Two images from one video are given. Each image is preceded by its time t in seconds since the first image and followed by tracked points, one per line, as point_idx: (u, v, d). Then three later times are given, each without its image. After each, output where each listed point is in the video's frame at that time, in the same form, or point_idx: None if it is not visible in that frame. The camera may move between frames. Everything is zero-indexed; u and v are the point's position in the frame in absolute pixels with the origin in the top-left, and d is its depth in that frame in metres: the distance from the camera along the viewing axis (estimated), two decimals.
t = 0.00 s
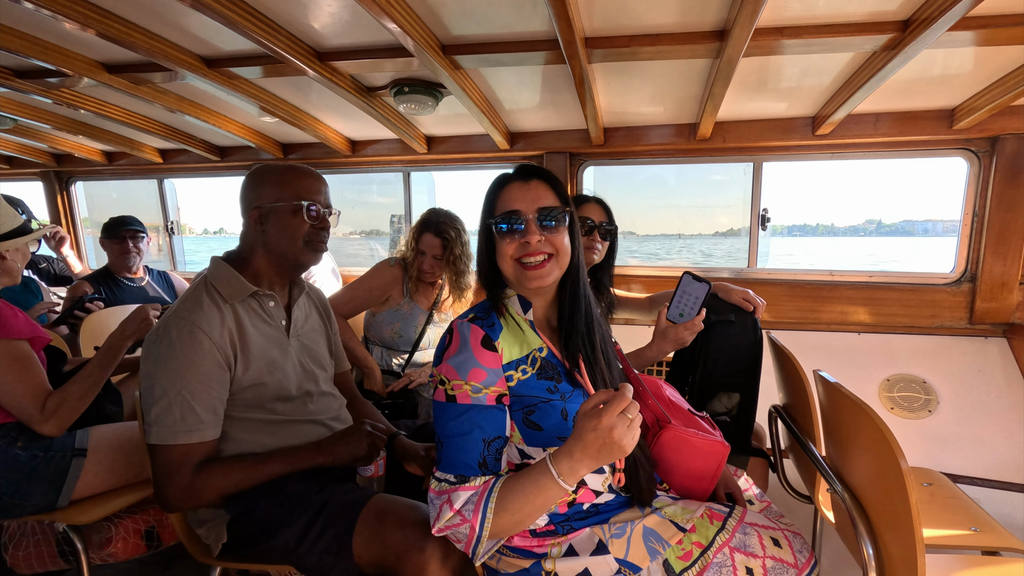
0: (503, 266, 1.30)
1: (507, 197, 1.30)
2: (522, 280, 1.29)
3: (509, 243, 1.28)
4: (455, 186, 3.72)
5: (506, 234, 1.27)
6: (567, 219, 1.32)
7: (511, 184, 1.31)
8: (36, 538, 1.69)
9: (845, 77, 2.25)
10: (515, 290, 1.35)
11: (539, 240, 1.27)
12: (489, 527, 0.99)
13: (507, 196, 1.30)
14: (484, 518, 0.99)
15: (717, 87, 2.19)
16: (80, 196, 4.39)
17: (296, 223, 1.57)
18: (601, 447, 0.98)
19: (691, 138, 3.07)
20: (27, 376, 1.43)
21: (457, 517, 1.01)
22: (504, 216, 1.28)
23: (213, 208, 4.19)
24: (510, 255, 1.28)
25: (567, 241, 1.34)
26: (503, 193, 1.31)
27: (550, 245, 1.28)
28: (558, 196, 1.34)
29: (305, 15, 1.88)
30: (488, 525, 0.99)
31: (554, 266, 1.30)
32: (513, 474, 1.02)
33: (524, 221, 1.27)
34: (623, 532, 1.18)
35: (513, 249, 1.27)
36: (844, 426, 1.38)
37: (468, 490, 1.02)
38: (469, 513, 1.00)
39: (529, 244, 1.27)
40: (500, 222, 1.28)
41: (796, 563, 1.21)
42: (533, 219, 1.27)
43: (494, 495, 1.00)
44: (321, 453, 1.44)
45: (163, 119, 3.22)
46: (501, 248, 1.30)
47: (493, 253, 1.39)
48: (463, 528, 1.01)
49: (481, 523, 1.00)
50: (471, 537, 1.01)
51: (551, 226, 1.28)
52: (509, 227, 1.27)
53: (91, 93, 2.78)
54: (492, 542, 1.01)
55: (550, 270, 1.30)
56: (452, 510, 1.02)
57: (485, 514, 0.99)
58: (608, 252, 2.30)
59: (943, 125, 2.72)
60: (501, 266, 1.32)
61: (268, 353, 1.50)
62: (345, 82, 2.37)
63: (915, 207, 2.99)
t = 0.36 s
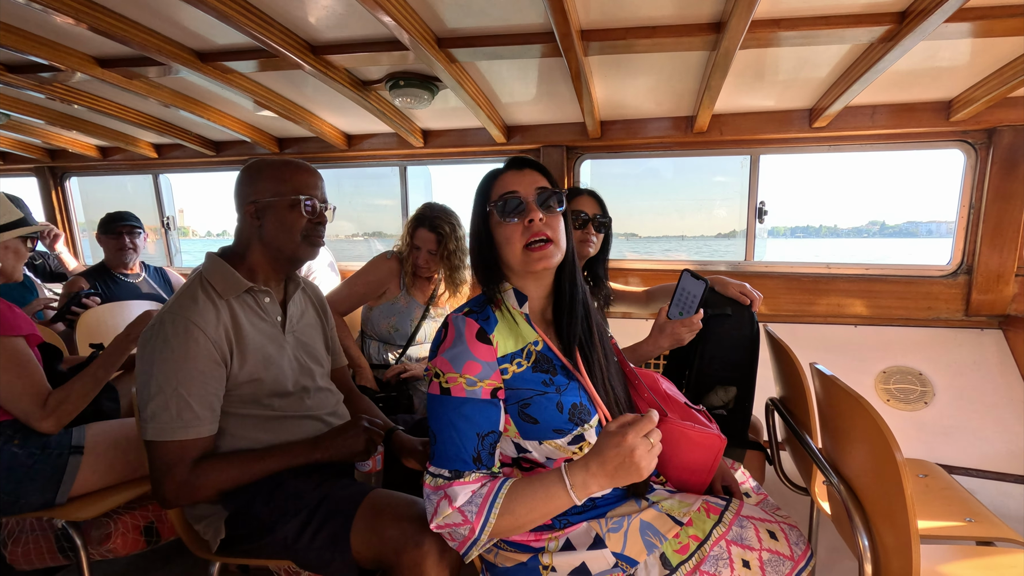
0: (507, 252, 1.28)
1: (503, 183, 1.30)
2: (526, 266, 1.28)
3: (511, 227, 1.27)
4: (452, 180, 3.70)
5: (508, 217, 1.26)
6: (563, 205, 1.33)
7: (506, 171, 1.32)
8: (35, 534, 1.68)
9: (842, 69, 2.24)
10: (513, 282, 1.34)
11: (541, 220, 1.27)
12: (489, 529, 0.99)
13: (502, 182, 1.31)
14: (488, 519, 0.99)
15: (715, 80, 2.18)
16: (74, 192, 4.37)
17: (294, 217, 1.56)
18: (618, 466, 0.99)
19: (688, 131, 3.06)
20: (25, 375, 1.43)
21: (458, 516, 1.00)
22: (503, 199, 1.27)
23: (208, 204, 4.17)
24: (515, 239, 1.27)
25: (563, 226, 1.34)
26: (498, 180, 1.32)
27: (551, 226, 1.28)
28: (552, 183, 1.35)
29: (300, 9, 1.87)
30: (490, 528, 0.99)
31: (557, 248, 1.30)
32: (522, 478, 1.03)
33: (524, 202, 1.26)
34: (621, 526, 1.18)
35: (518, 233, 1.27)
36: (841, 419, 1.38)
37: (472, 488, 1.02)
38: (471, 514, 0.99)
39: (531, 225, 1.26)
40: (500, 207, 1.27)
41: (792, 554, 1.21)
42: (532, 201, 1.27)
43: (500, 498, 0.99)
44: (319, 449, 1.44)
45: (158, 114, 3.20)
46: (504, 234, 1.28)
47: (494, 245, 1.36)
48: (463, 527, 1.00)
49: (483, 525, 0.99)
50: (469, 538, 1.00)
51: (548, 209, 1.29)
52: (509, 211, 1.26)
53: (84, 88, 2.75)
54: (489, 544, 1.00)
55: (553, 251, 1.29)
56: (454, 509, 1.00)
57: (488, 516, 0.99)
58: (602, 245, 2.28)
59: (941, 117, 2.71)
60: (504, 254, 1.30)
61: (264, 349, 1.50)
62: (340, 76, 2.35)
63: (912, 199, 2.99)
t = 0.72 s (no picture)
0: (507, 240, 1.29)
1: (498, 175, 1.33)
2: (528, 250, 1.27)
3: (511, 213, 1.28)
4: (450, 176, 3.70)
5: (508, 203, 1.28)
6: (557, 196, 1.37)
7: (500, 165, 1.35)
8: (33, 532, 1.68)
9: (840, 63, 2.24)
10: (510, 276, 1.33)
11: (539, 204, 1.28)
12: (509, 537, 1.05)
13: (496, 173, 1.33)
14: (512, 526, 1.04)
15: (712, 75, 2.18)
16: (69, 189, 4.34)
17: (293, 213, 1.55)
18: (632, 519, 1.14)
19: (685, 126, 3.06)
20: (19, 374, 1.43)
21: (484, 518, 1.03)
22: (499, 187, 1.30)
23: (204, 200, 4.15)
24: (516, 225, 1.27)
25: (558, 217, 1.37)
26: (494, 171, 1.34)
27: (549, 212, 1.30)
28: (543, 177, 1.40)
29: (297, 4, 1.86)
30: (511, 535, 1.05)
31: (556, 233, 1.30)
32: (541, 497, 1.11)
33: (521, 189, 1.28)
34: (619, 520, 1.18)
35: (517, 219, 1.27)
36: (838, 413, 1.39)
37: (500, 494, 1.06)
38: (499, 520, 1.04)
39: (531, 208, 1.27)
40: (499, 195, 1.29)
41: (790, 547, 1.21)
42: (527, 188, 1.30)
43: (529, 509, 1.07)
44: (317, 445, 1.44)
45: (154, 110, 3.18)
46: (503, 221, 1.29)
47: (491, 238, 1.36)
48: (483, 529, 1.03)
49: (505, 532, 1.04)
50: (485, 541, 1.03)
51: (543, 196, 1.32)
52: (509, 198, 1.28)
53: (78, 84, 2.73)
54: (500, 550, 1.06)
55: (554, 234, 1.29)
56: (481, 509, 1.03)
57: (514, 523, 1.05)
58: (596, 238, 2.29)
59: (937, 111, 2.72)
60: (504, 243, 1.30)
61: (262, 346, 1.49)
62: (337, 71, 2.34)
63: (908, 193, 3.00)
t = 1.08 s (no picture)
0: (512, 245, 1.27)
1: (511, 177, 1.30)
2: (531, 259, 1.27)
3: (520, 220, 1.26)
4: (447, 177, 3.70)
5: (519, 211, 1.26)
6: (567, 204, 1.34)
7: (514, 167, 1.32)
8: (29, 534, 1.68)
9: (834, 65, 2.25)
10: (509, 279, 1.33)
11: (549, 215, 1.27)
12: (508, 542, 1.05)
13: (511, 176, 1.30)
14: (511, 531, 1.05)
15: (708, 76, 2.19)
16: (65, 191, 4.33)
17: (290, 214, 1.56)
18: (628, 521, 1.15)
19: (681, 128, 3.07)
20: (14, 376, 1.43)
21: (482, 522, 1.03)
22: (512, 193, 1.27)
23: (201, 201, 4.14)
24: (523, 234, 1.26)
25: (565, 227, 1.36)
26: (506, 174, 1.31)
27: (558, 223, 1.29)
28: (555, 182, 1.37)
29: (293, 5, 1.86)
30: (510, 540, 1.04)
31: (562, 244, 1.30)
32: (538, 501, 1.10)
33: (534, 198, 1.27)
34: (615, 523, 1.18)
35: (525, 228, 1.26)
36: (832, 412, 1.40)
37: (498, 498, 1.06)
38: (497, 524, 1.04)
39: (540, 220, 1.26)
40: (510, 201, 1.26)
41: (784, 548, 1.22)
42: (541, 197, 1.28)
43: (528, 513, 1.07)
44: (313, 446, 1.44)
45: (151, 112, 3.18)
46: (511, 227, 1.27)
47: (495, 240, 1.34)
48: (482, 534, 1.03)
49: (504, 537, 1.04)
50: (484, 546, 1.03)
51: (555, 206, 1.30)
52: (521, 205, 1.26)
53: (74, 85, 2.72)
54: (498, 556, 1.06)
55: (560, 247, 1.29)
56: (480, 513, 1.03)
57: (513, 528, 1.05)
58: (590, 240, 2.29)
59: (931, 113, 2.73)
60: (509, 248, 1.29)
61: (258, 347, 1.49)
62: (333, 73, 2.34)
63: (903, 194, 3.02)
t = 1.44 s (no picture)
0: (513, 265, 1.29)
1: (524, 192, 1.29)
2: (530, 281, 1.29)
3: (523, 241, 1.27)
4: (446, 183, 3.71)
5: (524, 231, 1.27)
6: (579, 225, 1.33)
7: (529, 179, 1.31)
8: (24, 542, 1.67)
9: (830, 73, 2.27)
10: (509, 291, 1.34)
11: (555, 243, 1.27)
12: (507, 557, 1.05)
13: (525, 191, 1.29)
14: (509, 547, 1.05)
15: (705, 84, 2.21)
16: (64, 197, 4.33)
17: (287, 221, 1.56)
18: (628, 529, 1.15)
19: (679, 134, 3.09)
20: (9, 382, 1.42)
21: (479, 541, 1.03)
22: (523, 212, 1.27)
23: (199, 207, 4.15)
24: (524, 256, 1.27)
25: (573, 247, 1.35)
26: (519, 188, 1.30)
27: (562, 248, 1.29)
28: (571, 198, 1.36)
29: (293, 13, 1.87)
30: (509, 555, 1.05)
31: (564, 270, 1.31)
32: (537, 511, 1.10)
33: (542, 220, 1.27)
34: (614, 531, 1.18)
35: (528, 250, 1.27)
36: (830, 418, 1.40)
37: (495, 515, 1.06)
38: (494, 542, 1.04)
39: (544, 245, 1.26)
40: (518, 219, 1.27)
41: (784, 554, 1.21)
42: (550, 220, 1.27)
43: (525, 528, 1.07)
44: (311, 452, 1.44)
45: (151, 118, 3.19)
46: (513, 246, 1.28)
47: (501, 249, 1.33)
48: (479, 551, 1.03)
49: (503, 553, 1.04)
50: (482, 563, 1.04)
51: (563, 228, 1.29)
52: (529, 225, 1.26)
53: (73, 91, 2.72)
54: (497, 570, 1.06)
55: (559, 274, 1.30)
56: (477, 533, 1.03)
57: (511, 544, 1.05)
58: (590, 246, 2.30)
59: (926, 120, 2.76)
60: (509, 265, 1.30)
61: (256, 353, 1.49)
62: (333, 80, 2.36)
63: (899, 201, 3.04)
